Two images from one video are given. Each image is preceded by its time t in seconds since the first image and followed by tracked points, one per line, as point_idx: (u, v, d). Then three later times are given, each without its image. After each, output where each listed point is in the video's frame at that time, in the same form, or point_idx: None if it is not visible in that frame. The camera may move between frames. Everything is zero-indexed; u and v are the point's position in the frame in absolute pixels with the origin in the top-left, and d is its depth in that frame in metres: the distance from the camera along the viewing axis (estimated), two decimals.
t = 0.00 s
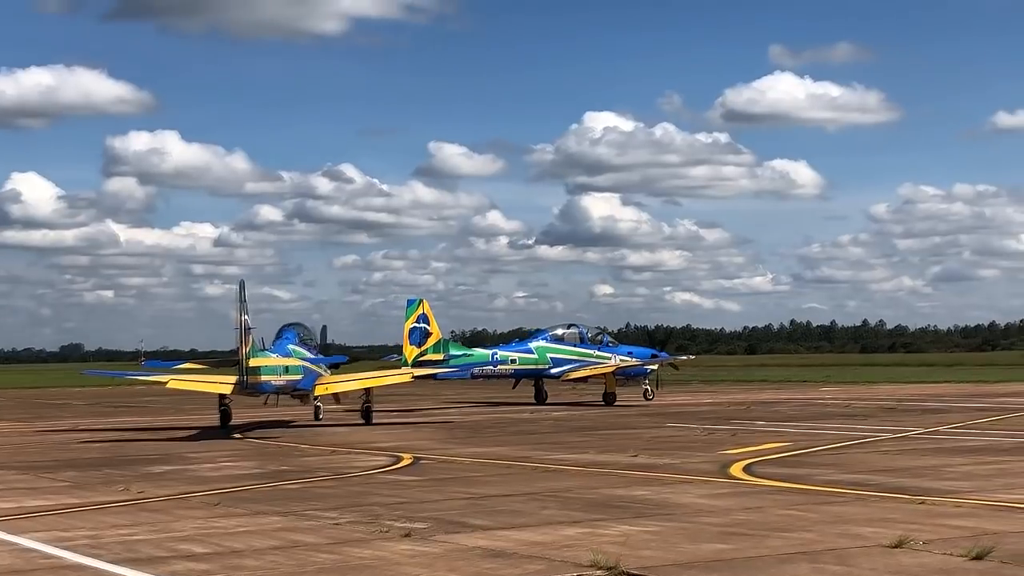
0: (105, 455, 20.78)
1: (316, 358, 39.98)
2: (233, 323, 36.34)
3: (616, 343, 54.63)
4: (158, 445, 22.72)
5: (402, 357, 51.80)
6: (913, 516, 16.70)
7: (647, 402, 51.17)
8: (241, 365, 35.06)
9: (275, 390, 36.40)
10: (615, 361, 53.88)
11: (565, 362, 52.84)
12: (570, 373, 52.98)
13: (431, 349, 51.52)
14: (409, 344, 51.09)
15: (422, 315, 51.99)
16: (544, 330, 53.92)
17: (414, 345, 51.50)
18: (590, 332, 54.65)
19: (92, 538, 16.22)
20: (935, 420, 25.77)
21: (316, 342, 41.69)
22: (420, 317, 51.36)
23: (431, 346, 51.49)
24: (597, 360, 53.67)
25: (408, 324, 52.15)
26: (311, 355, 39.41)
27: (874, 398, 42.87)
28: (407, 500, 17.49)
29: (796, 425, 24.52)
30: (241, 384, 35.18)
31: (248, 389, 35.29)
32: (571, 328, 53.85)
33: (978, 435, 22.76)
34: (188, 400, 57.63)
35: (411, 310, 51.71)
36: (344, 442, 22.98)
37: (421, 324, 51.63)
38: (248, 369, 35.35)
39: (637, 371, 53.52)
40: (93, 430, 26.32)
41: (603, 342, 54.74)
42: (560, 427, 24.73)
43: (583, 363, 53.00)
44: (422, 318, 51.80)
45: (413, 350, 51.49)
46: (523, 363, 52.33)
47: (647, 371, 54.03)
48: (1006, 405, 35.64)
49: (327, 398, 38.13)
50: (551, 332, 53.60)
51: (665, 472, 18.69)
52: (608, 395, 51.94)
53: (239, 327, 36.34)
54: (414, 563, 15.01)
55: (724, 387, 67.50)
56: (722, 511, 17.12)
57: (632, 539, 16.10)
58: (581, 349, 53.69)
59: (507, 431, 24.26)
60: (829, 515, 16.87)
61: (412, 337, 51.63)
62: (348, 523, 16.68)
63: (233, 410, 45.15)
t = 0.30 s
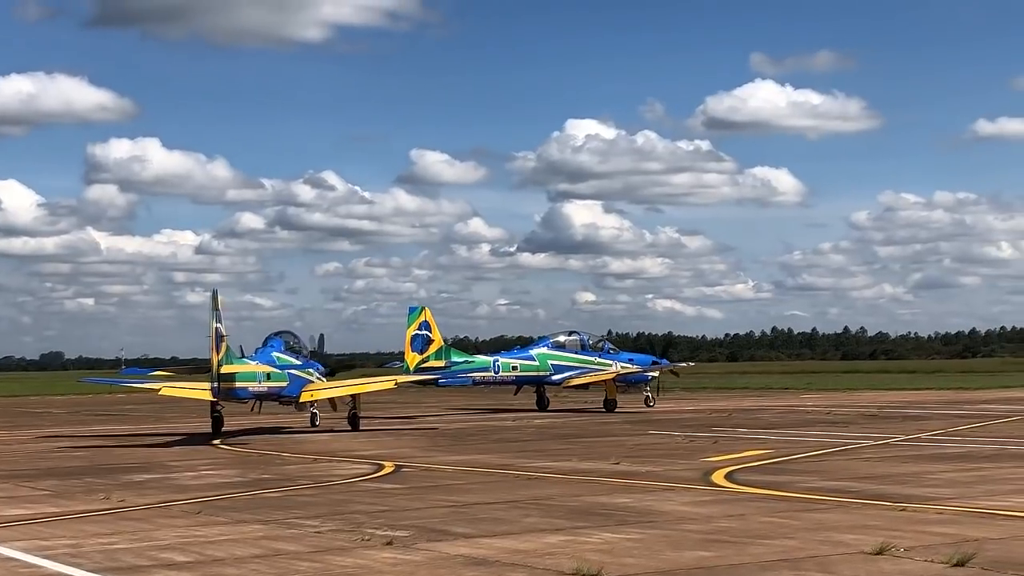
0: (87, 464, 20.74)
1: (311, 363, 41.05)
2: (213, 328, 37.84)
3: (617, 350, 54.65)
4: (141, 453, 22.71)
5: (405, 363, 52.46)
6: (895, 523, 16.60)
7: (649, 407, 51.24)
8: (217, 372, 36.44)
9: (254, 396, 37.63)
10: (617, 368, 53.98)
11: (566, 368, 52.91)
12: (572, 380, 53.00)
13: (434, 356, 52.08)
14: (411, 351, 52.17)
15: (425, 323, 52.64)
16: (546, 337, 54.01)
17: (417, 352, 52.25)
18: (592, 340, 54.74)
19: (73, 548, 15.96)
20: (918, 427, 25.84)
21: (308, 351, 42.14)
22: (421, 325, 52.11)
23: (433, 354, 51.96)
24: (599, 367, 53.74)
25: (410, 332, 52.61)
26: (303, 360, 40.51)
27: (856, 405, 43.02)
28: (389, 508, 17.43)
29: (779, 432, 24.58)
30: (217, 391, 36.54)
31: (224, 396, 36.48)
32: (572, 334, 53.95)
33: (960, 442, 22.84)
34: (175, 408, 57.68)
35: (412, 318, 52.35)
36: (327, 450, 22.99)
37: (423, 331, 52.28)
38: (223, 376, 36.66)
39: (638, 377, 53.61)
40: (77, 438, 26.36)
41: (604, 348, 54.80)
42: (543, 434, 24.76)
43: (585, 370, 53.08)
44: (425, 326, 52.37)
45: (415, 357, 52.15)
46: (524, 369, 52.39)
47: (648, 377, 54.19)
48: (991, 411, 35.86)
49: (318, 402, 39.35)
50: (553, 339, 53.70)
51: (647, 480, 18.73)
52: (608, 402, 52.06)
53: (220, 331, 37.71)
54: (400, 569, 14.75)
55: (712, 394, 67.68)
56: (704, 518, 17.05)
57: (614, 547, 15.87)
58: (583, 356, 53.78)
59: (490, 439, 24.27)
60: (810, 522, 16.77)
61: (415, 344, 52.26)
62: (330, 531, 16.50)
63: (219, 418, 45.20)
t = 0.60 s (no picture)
0: (75, 471, 20.71)
1: (312, 368, 41.78)
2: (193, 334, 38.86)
3: (624, 356, 54.97)
4: (130, 460, 22.68)
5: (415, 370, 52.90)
6: (884, 530, 16.51)
7: (656, 414, 51.54)
8: (198, 377, 37.55)
9: (242, 400, 38.59)
10: (624, 374, 54.15)
11: (574, 375, 52.99)
12: (579, 387, 53.05)
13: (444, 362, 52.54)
14: (419, 357, 52.66)
15: (432, 330, 53.15)
16: (553, 344, 53.99)
17: (425, 358, 52.74)
18: (598, 346, 54.86)
19: (60, 555, 15.61)
20: (906, 434, 25.89)
21: (309, 357, 42.50)
22: (430, 332, 52.56)
23: (442, 359, 52.48)
24: (606, 373, 53.89)
25: (419, 338, 53.06)
26: (302, 364, 41.21)
27: (844, 412, 43.19)
28: (378, 515, 17.35)
29: (766, 438, 24.63)
30: (199, 396, 37.68)
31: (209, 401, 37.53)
32: (580, 341, 54.05)
33: (947, 449, 22.90)
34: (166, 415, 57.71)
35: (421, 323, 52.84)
36: (316, 457, 23.00)
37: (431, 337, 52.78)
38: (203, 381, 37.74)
39: (645, 384, 53.98)
40: (66, 445, 26.37)
41: (612, 355, 54.96)
42: (532, 440, 24.79)
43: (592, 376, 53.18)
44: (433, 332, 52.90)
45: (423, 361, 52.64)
46: (533, 376, 52.24)
47: (655, 384, 54.72)
48: (979, 418, 36.06)
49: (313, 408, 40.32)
50: (560, 345, 53.73)
51: (636, 487, 18.73)
52: (613, 409, 52.27)
53: (204, 336, 38.61)
54: (390, 572, 14.50)
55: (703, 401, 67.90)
56: (693, 524, 16.96)
57: (603, 554, 15.62)
58: (590, 362, 53.81)
59: (479, 445, 24.27)
60: (799, 528, 16.65)
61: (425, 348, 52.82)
62: (318, 538, 16.33)
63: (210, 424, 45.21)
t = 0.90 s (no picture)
0: (65, 475, 20.66)
1: (317, 372, 42.54)
2: (179, 340, 39.01)
3: (633, 361, 54.85)
4: (120, 465, 22.65)
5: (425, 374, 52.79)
6: (874, 534, 16.50)
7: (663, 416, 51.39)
8: (183, 383, 37.77)
9: (231, 404, 38.97)
10: (632, 379, 54.41)
11: (583, 380, 53.66)
12: (589, 392, 53.62)
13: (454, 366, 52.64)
14: (430, 361, 52.64)
15: (444, 334, 53.34)
16: (562, 348, 54.63)
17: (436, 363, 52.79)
18: (608, 351, 55.29)
19: (49, 559, 15.52)
20: (895, 439, 25.98)
21: (314, 361, 43.10)
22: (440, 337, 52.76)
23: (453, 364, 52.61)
24: (615, 377, 54.12)
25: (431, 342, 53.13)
26: (303, 368, 41.98)
27: (832, 418, 43.16)
28: (368, 520, 17.32)
29: (755, 443, 24.67)
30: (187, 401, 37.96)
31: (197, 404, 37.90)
32: (590, 346, 54.58)
33: (935, 454, 22.96)
34: (157, 420, 57.63)
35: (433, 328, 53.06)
36: (305, 461, 22.99)
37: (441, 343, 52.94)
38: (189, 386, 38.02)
39: (654, 388, 54.32)
40: (54, 448, 26.33)
41: (621, 359, 55.05)
42: (523, 445, 24.82)
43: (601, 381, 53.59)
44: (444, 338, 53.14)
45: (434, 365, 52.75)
46: (542, 380, 53.08)
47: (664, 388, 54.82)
48: (968, 424, 36.21)
49: (311, 412, 41.33)
50: (570, 350, 54.40)
51: (625, 492, 18.74)
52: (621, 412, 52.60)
53: (191, 342, 38.74)
54: None
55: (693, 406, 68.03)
56: (683, 529, 16.94)
57: (592, 559, 15.52)
58: (599, 367, 54.36)
59: (470, 450, 24.30)
60: (788, 533, 16.64)
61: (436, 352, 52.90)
62: (308, 542, 16.27)
63: (201, 428, 45.19)
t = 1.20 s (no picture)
0: (54, 478, 20.65)
1: (322, 372, 42.94)
2: (170, 340, 38.96)
3: (641, 362, 55.56)
4: (110, 467, 22.64)
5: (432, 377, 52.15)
6: (863, 536, 16.51)
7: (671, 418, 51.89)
8: (174, 384, 37.99)
9: (226, 404, 39.13)
10: (640, 381, 54.87)
11: (592, 382, 53.88)
12: (597, 393, 53.93)
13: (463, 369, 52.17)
14: (440, 363, 51.84)
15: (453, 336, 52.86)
16: (571, 349, 54.71)
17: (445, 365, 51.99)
18: (615, 353, 55.61)
19: (37, 562, 15.49)
20: (883, 442, 26.06)
21: (318, 363, 43.42)
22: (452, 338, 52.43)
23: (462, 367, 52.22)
24: (623, 379, 54.59)
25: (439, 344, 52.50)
26: (306, 369, 42.40)
27: (821, 419, 42.70)
28: (357, 523, 17.32)
29: (744, 445, 24.75)
30: (177, 401, 38.26)
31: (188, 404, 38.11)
32: (598, 347, 54.77)
33: (923, 456, 23.07)
34: (148, 420, 57.62)
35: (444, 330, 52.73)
36: (295, 464, 23.00)
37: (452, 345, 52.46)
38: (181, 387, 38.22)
39: (661, 390, 54.89)
40: (44, 451, 26.33)
41: (629, 361, 55.79)
42: (514, 447, 24.86)
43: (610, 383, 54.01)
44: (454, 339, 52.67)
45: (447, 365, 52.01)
46: (551, 381, 53.28)
47: (671, 390, 55.39)
48: (957, 427, 36.42)
49: (312, 413, 41.86)
50: (579, 351, 54.52)
51: (614, 494, 18.76)
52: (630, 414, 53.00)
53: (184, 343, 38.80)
54: None
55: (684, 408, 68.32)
56: (672, 531, 16.95)
57: (581, 561, 15.50)
58: (608, 368, 54.60)
59: (460, 452, 24.33)
60: (777, 535, 16.65)
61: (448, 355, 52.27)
62: (297, 545, 16.25)
63: (194, 430, 45.15)
